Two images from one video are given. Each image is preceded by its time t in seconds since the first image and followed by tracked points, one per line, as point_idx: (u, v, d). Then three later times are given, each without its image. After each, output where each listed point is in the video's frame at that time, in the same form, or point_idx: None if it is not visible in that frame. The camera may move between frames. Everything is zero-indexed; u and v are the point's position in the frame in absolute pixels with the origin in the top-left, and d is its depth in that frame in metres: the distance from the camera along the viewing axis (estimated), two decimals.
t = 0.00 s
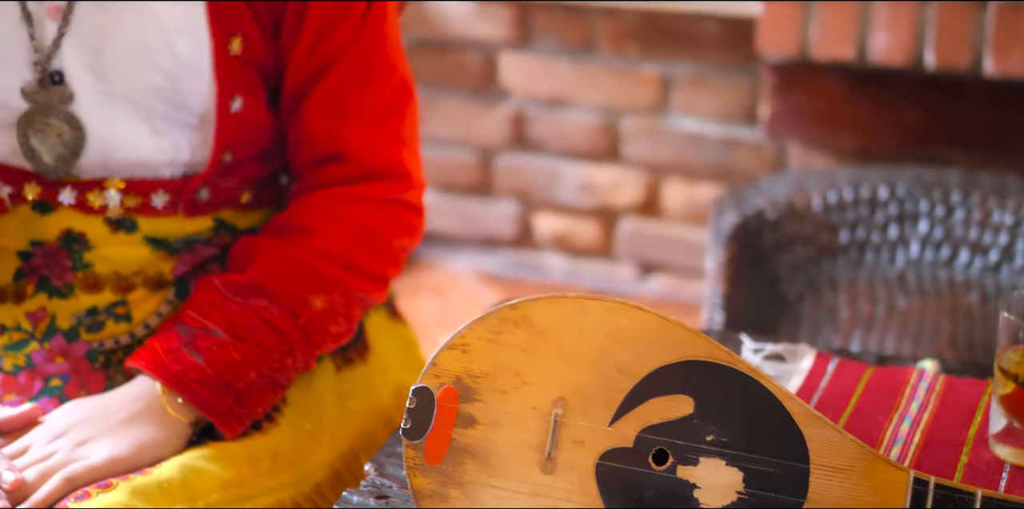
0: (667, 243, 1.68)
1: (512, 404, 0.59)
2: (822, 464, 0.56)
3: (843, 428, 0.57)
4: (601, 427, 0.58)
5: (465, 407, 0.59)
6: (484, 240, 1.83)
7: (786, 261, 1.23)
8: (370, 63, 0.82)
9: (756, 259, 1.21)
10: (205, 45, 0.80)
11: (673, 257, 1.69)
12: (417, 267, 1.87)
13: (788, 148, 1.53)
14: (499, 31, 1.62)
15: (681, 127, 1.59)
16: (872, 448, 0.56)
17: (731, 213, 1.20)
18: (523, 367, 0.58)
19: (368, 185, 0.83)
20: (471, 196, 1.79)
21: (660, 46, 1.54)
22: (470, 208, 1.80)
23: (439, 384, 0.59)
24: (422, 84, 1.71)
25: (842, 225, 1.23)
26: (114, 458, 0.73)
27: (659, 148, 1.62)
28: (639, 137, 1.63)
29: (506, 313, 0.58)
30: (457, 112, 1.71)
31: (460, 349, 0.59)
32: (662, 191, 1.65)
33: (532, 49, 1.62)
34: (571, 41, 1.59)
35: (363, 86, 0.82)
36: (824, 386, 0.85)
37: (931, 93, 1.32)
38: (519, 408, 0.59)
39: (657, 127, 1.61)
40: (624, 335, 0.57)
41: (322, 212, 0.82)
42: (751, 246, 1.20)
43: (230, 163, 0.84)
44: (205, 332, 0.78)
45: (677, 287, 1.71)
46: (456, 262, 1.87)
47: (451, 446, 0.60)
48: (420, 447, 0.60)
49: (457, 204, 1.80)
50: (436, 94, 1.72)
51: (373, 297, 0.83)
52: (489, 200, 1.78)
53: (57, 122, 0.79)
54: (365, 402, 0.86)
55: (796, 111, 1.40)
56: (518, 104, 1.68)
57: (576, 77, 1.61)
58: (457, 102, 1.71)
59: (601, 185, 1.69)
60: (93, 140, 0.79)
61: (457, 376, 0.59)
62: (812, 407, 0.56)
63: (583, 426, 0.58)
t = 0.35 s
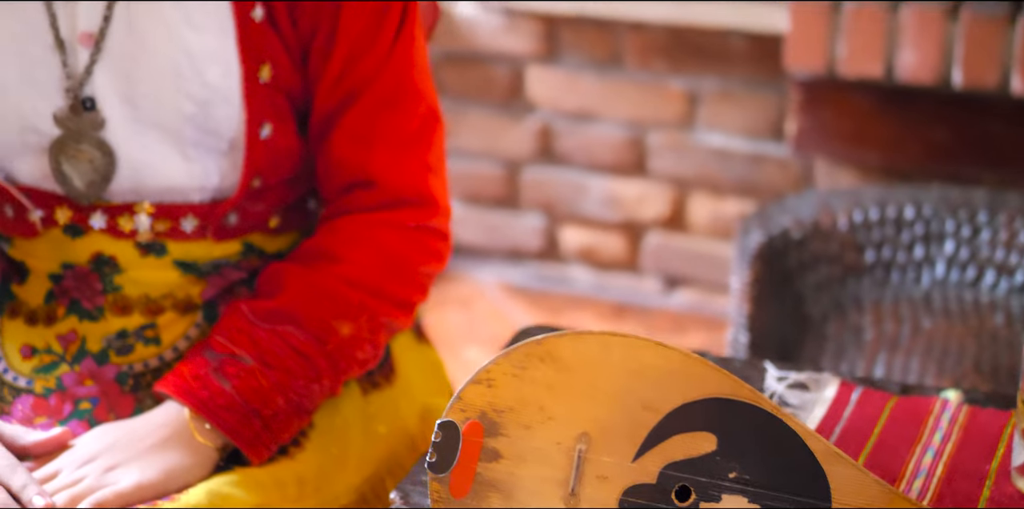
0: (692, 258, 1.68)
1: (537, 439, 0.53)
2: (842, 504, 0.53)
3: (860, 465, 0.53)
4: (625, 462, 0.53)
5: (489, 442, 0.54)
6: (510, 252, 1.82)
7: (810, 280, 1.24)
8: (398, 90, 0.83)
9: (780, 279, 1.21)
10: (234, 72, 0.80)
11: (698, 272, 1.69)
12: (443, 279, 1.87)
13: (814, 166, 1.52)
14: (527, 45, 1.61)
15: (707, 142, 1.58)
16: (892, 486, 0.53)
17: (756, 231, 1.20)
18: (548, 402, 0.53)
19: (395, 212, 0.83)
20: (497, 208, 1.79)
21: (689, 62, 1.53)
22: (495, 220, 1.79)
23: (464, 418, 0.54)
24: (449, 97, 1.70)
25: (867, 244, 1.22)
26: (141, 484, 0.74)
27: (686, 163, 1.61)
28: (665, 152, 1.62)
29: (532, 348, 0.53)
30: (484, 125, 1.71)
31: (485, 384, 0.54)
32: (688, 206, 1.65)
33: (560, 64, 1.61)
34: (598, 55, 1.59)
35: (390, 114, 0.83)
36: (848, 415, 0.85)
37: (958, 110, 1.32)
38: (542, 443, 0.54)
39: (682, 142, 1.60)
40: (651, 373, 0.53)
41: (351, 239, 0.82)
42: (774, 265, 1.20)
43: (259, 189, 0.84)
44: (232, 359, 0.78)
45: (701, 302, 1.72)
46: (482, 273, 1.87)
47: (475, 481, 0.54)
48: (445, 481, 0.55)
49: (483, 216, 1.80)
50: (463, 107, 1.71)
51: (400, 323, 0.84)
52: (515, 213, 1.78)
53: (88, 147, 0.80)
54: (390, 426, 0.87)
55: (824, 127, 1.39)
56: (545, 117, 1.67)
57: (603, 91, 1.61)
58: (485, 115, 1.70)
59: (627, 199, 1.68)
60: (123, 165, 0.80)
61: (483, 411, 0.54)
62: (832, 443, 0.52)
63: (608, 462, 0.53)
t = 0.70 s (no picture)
0: (718, 273, 1.66)
1: (563, 475, 0.49)
2: None
3: None
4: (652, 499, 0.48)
5: (516, 477, 0.50)
6: (536, 266, 1.81)
7: (835, 301, 1.23)
8: (428, 119, 0.83)
9: (805, 299, 1.20)
10: (266, 102, 0.81)
11: (724, 286, 1.67)
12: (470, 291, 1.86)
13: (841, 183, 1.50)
14: (554, 60, 1.58)
15: (733, 157, 1.55)
16: None
17: (782, 251, 1.20)
18: (574, 437, 0.49)
19: (424, 240, 0.84)
20: (523, 222, 1.78)
21: (714, 78, 1.50)
22: (522, 233, 1.78)
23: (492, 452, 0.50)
24: (475, 112, 1.68)
25: (893, 264, 1.22)
26: None
27: (713, 179, 1.59)
28: (691, 168, 1.60)
29: (559, 383, 0.50)
30: (511, 139, 1.69)
31: (514, 419, 0.50)
32: (714, 221, 1.63)
33: (586, 79, 1.59)
34: (624, 71, 1.56)
35: (420, 143, 0.83)
36: (873, 445, 0.83)
37: (985, 130, 1.31)
38: (568, 479, 0.49)
39: (709, 158, 1.57)
40: (676, 409, 0.49)
41: (380, 266, 0.82)
42: (799, 284, 1.19)
43: (289, 215, 0.85)
44: (263, 386, 0.79)
45: (726, 317, 1.71)
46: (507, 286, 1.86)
47: None
48: None
49: (509, 230, 1.78)
50: (490, 121, 1.69)
51: (427, 350, 0.85)
52: (541, 226, 1.76)
53: (121, 175, 0.81)
54: (418, 450, 0.88)
55: (849, 145, 1.39)
56: (572, 132, 1.64)
57: (629, 107, 1.58)
58: (512, 129, 1.68)
59: (652, 214, 1.66)
60: (155, 192, 0.81)
61: (510, 445, 0.50)
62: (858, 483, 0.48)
63: (637, 500, 0.48)
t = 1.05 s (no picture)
0: (746, 288, 1.64)
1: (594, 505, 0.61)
2: None
3: None
4: None
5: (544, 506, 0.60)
6: (564, 278, 1.78)
7: (863, 321, 1.24)
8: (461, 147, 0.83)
9: (833, 319, 1.21)
10: (301, 130, 0.81)
11: (753, 301, 1.65)
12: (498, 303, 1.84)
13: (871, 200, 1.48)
14: (584, 75, 1.57)
15: (761, 175, 1.54)
16: None
17: (809, 271, 1.19)
18: (604, 472, 0.61)
19: (457, 266, 0.84)
20: (551, 234, 1.75)
21: (743, 95, 1.49)
22: (551, 246, 1.75)
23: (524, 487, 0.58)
24: (504, 125, 1.66)
25: (920, 285, 1.22)
26: None
27: (742, 196, 1.57)
28: (719, 184, 1.58)
29: (591, 420, 0.59)
30: (540, 153, 1.67)
31: (545, 453, 0.59)
32: (741, 236, 1.61)
33: (615, 94, 1.57)
34: (653, 86, 1.54)
35: (453, 171, 0.83)
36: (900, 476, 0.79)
37: (1014, 149, 1.31)
38: None
39: (738, 174, 1.56)
40: (705, 445, 0.60)
41: (410, 293, 0.83)
42: (827, 305, 1.19)
43: (323, 240, 0.86)
44: (296, 411, 0.80)
45: (753, 332, 1.68)
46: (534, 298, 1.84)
47: None
48: None
49: (536, 243, 1.76)
50: (518, 134, 1.67)
51: (457, 376, 0.85)
52: (569, 239, 1.74)
53: (157, 201, 0.82)
54: (446, 473, 0.88)
55: (876, 164, 1.39)
56: (600, 147, 1.63)
57: (657, 122, 1.56)
58: (540, 142, 1.66)
59: (681, 228, 1.64)
60: (191, 217, 0.82)
61: (541, 478, 0.59)
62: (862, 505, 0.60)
63: None
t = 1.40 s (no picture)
0: (770, 302, 1.62)
1: None
2: None
3: None
4: None
5: None
6: (587, 291, 1.77)
7: (886, 340, 1.24)
8: (486, 173, 0.84)
9: (855, 338, 1.21)
10: (328, 155, 0.81)
11: (773, 315, 1.63)
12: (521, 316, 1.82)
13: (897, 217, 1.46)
14: (609, 89, 1.55)
15: (785, 189, 1.52)
16: None
17: (833, 290, 1.19)
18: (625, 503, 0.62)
19: (482, 290, 0.84)
20: (575, 247, 1.74)
21: (769, 110, 1.47)
22: (575, 259, 1.74)
23: None
24: (529, 138, 1.65)
25: (944, 304, 1.21)
26: None
27: (765, 210, 1.55)
28: (743, 198, 1.56)
29: (614, 452, 0.61)
30: (565, 166, 1.66)
31: (567, 485, 0.61)
32: (766, 251, 1.59)
33: (640, 107, 1.56)
34: (678, 102, 1.52)
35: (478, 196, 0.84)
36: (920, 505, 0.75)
37: None
38: None
39: (763, 189, 1.54)
40: (723, 478, 0.62)
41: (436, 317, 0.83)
42: (850, 324, 1.19)
43: (349, 263, 0.86)
44: (321, 434, 0.80)
45: (777, 346, 1.66)
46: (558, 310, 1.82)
47: None
48: None
49: (561, 255, 1.75)
50: (543, 147, 1.66)
51: (480, 399, 0.85)
52: (593, 252, 1.72)
53: (185, 224, 0.83)
54: (469, 494, 0.88)
55: (902, 182, 1.39)
56: (625, 160, 1.62)
57: (682, 136, 1.55)
58: (565, 156, 1.65)
59: (704, 243, 1.62)
60: (219, 241, 0.83)
61: None
62: None
63: None
